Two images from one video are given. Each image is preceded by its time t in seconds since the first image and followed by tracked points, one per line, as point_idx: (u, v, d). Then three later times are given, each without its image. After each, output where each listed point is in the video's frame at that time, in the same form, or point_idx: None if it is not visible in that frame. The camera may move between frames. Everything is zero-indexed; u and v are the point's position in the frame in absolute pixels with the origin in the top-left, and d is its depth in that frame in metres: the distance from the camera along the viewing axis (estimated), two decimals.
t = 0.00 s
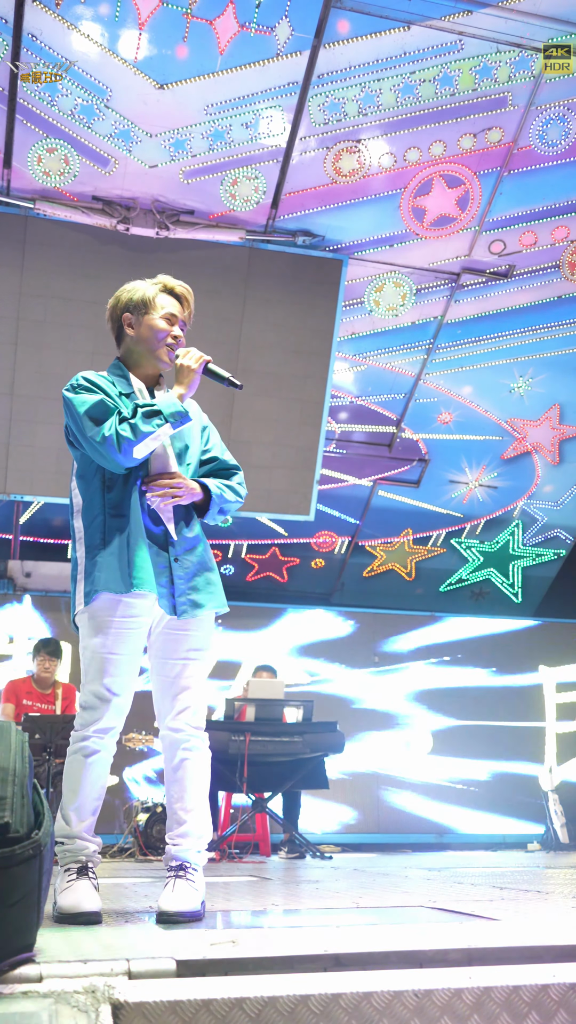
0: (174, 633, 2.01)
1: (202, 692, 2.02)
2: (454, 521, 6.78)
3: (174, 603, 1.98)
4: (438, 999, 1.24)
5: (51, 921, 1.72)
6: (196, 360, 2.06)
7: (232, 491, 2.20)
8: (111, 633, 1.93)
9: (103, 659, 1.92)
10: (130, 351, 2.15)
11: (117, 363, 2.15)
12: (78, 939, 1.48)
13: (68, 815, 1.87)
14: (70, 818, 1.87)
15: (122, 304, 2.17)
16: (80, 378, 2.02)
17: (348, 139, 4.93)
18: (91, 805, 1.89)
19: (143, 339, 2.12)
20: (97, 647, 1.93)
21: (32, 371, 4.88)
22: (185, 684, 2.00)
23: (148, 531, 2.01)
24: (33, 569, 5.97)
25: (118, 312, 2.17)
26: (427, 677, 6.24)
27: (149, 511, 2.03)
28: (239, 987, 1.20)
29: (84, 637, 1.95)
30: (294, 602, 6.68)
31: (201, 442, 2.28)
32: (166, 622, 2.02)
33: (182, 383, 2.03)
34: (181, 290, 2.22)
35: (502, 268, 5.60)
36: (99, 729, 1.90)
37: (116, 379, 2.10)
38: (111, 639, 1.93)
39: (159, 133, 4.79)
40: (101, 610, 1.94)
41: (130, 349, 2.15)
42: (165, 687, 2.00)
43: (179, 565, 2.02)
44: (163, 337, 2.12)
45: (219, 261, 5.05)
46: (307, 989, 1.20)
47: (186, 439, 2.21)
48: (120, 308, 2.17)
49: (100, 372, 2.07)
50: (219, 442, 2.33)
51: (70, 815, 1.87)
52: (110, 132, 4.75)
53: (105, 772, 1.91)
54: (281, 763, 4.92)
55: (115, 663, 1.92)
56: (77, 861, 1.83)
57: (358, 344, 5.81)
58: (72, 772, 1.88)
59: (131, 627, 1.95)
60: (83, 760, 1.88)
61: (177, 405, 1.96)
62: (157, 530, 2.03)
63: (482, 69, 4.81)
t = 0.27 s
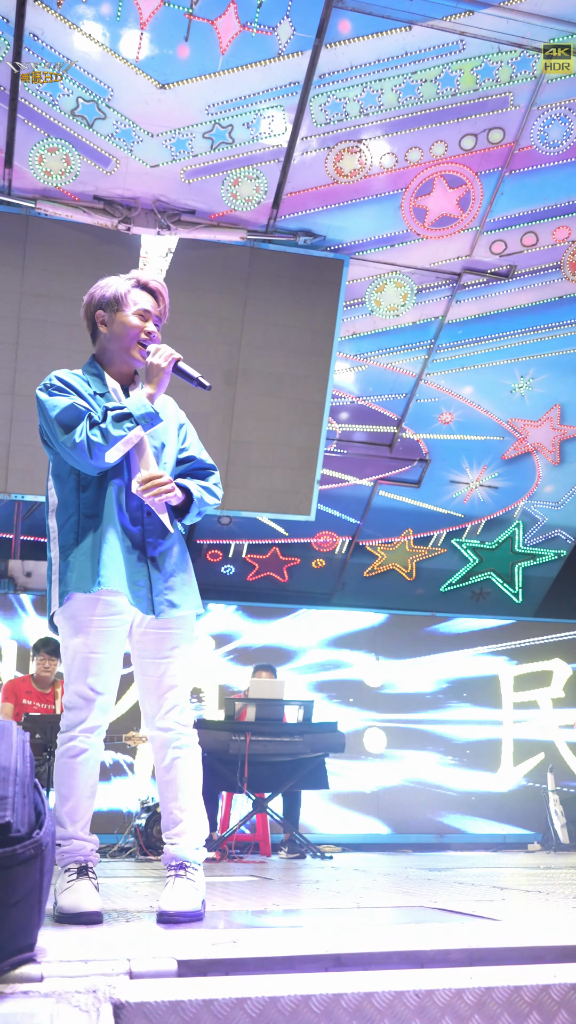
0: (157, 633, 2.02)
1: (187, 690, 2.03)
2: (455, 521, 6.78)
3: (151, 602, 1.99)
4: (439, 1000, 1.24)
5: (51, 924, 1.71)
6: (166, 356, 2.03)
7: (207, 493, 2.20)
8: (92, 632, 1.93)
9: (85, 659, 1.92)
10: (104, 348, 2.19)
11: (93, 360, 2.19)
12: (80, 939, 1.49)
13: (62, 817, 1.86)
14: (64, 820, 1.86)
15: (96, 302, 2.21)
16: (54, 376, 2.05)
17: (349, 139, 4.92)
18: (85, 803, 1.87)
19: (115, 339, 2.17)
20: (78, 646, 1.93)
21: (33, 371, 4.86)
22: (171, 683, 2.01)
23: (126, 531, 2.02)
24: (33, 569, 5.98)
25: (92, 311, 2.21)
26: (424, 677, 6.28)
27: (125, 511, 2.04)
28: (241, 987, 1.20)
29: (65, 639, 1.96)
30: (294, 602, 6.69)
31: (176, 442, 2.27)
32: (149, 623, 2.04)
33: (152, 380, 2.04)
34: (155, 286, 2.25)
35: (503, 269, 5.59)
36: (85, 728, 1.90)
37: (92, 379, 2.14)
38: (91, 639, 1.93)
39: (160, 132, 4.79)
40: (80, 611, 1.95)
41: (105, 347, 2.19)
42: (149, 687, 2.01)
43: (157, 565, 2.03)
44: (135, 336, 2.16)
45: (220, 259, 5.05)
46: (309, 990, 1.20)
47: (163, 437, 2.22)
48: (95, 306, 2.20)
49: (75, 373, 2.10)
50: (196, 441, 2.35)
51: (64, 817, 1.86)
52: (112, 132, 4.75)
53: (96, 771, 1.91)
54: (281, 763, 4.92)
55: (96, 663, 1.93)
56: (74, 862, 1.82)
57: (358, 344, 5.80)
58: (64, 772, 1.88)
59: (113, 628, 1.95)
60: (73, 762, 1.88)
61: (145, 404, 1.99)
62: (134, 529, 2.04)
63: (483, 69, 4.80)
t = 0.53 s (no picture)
0: (144, 632, 2.00)
1: (175, 688, 2.00)
2: (454, 521, 6.80)
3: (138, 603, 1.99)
4: (439, 999, 1.22)
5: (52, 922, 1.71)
6: (143, 359, 2.00)
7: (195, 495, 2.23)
8: (79, 633, 1.92)
9: (73, 661, 1.91)
10: (85, 348, 2.15)
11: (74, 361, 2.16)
12: (81, 937, 1.49)
13: (59, 819, 1.87)
14: (61, 821, 1.86)
15: (76, 299, 2.15)
16: (32, 380, 2.03)
17: (349, 139, 4.92)
18: (80, 804, 1.88)
19: (95, 337, 2.12)
20: (66, 648, 1.92)
21: (32, 371, 4.84)
22: (158, 683, 1.98)
23: (110, 531, 2.01)
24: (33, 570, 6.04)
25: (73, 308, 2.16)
26: (422, 678, 6.34)
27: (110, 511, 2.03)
28: (242, 987, 1.19)
29: (54, 641, 1.95)
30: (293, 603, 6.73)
31: (159, 442, 2.27)
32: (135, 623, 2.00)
33: (128, 384, 1.99)
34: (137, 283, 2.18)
35: (502, 268, 5.58)
36: (74, 730, 1.89)
37: (72, 381, 2.11)
38: (78, 640, 1.92)
39: (160, 132, 4.80)
40: (66, 613, 1.94)
41: (85, 347, 2.15)
42: (137, 685, 1.98)
43: (145, 564, 2.03)
44: (115, 336, 2.11)
45: (218, 256, 5.08)
46: (309, 990, 1.19)
47: (148, 440, 2.21)
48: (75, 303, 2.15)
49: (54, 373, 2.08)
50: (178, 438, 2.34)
51: (61, 818, 1.86)
52: (111, 132, 4.76)
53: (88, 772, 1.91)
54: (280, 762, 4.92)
55: (84, 664, 1.91)
56: (74, 860, 1.82)
57: (358, 343, 5.81)
58: (57, 775, 1.88)
59: (101, 628, 1.94)
60: (66, 764, 1.88)
61: (123, 405, 1.96)
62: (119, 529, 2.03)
63: (483, 69, 4.79)
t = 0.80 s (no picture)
0: (142, 631, 1.99)
1: (171, 690, 2.00)
2: (454, 521, 6.79)
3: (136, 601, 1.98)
4: (439, 999, 1.18)
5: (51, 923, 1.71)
6: (133, 360, 2.02)
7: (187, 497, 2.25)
8: (79, 633, 1.92)
9: (73, 662, 1.91)
10: (75, 348, 2.15)
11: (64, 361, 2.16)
12: (82, 938, 1.48)
13: (59, 819, 1.87)
14: (60, 821, 1.86)
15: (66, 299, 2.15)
16: (25, 382, 2.03)
17: (349, 139, 4.93)
18: (80, 804, 1.88)
19: (83, 337, 2.12)
20: (66, 648, 1.92)
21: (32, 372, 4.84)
22: (155, 683, 1.97)
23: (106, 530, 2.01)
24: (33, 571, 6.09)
25: (62, 307, 2.15)
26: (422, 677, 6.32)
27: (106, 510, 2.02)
28: (241, 986, 1.15)
29: (54, 641, 1.95)
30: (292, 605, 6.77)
31: (151, 442, 2.28)
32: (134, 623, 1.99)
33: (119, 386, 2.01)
34: (128, 282, 2.17)
35: (502, 268, 5.59)
36: (74, 730, 1.89)
37: (64, 382, 2.12)
38: (78, 640, 1.92)
39: (159, 132, 4.80)
40: (65, 614, 1.94)
41: (75, 346, 2.15)
42: (136, 685, 1.97)
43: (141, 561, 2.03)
44: (104, 338, 2.11)
45: (218, 256, 5.07)
46: (308, 989, 1.15)
47: (141, 442, 2.22)
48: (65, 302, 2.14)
49: (46, 374, 2.09)
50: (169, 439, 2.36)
51: (61, 819, 1.86)
52: (111, 132, 4.77)
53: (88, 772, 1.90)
54: (280, 762, 4.91)
55: (85, 664, 1.92)
56: (74, 862, 1.82)
57: (358, 343, 5.80)
58: (57, 775, 1.88)
59: (100, 628, 1.94)
60: (66, 764, 1.88)
61: (115, 407, 1.96)
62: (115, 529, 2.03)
63: (483, 69, 4.79)
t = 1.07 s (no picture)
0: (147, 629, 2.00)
1: (178, 683, 2.00)
2: (454, 522, 6.79)
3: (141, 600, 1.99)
4: (439, 999, 1.18)
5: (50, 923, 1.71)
6: (136, 362, 2.04)
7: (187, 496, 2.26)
8: (83, 634, 1.92)
9: (76, 662, 1.91)
10: (76, 344, 2.15)
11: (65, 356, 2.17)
12: (81, 939, 1.48)
13: (59, 819, 1.87)
14: (61, 821, 1.87)
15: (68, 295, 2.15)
16: (30, 381, 2.03)
17: (349, 140, 4.93)
18: (81, 804, 1.88)
19: (85, 335, 2.12)
20: (69, 649, 1.92)
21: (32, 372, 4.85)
22: (163, 677, 1.97)
23: (109, 531, 2.01)
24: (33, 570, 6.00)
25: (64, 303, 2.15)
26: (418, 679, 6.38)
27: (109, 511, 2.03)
28: (241, 986, 1.15)
29: (57, 641, 1.95)
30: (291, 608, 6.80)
31: (152, 439, 2.28)
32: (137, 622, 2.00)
33: (122, 387, 2.02)
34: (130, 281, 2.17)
35: (501, 268, 5.59)
36: (77, 731, 1.89)
37: (68, 378, 2.12)
38: (82, 641, 1.92)
39: (159, 133, 4.81)
40: (70, 615, 1.94)
41: (76, 343, 2.15)
42: (140, 682, 1.97)
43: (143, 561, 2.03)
44: (105, 336, 2.12)
45: (218, 256, 5.07)
46: (307, 990, 1.15)
47: (142, 441, 2.22)
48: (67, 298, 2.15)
49: (52, 372, 2.08)
50: (169, 435, 2.35)
51: (61, 818, 1.87)
52: (111, 132, 4.77)
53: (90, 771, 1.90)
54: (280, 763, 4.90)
55: (89, 664, 1.91)
56: (73, 862, 1.82)
57: (357, 344, 5.79)
58: (58, 775, 1.88)
59: (104, 629, 1.94)
60: (68, 764, 1.88)
61: (119, 408, 1.97)
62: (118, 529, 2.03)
63: (483, 71, 4.79)
